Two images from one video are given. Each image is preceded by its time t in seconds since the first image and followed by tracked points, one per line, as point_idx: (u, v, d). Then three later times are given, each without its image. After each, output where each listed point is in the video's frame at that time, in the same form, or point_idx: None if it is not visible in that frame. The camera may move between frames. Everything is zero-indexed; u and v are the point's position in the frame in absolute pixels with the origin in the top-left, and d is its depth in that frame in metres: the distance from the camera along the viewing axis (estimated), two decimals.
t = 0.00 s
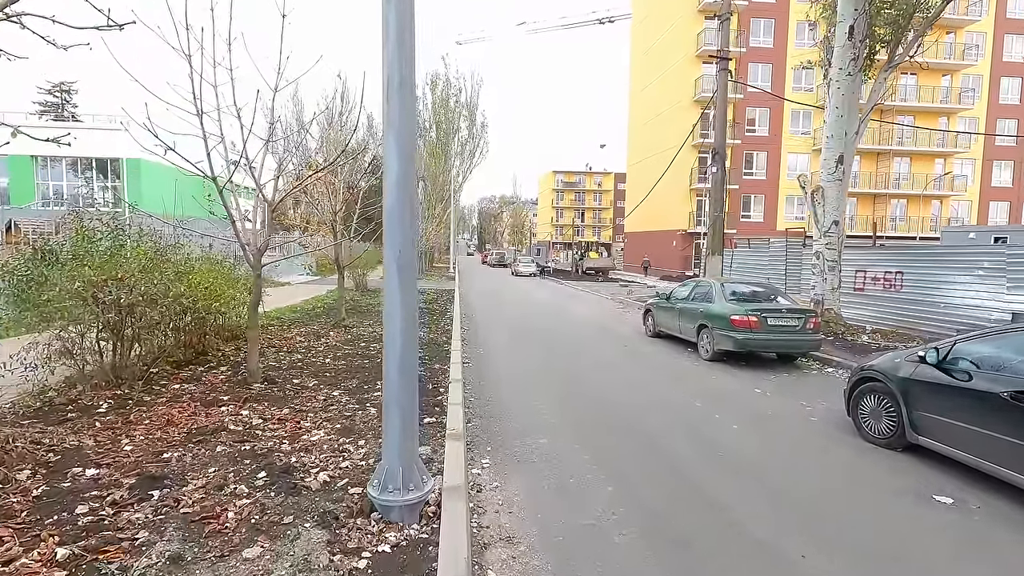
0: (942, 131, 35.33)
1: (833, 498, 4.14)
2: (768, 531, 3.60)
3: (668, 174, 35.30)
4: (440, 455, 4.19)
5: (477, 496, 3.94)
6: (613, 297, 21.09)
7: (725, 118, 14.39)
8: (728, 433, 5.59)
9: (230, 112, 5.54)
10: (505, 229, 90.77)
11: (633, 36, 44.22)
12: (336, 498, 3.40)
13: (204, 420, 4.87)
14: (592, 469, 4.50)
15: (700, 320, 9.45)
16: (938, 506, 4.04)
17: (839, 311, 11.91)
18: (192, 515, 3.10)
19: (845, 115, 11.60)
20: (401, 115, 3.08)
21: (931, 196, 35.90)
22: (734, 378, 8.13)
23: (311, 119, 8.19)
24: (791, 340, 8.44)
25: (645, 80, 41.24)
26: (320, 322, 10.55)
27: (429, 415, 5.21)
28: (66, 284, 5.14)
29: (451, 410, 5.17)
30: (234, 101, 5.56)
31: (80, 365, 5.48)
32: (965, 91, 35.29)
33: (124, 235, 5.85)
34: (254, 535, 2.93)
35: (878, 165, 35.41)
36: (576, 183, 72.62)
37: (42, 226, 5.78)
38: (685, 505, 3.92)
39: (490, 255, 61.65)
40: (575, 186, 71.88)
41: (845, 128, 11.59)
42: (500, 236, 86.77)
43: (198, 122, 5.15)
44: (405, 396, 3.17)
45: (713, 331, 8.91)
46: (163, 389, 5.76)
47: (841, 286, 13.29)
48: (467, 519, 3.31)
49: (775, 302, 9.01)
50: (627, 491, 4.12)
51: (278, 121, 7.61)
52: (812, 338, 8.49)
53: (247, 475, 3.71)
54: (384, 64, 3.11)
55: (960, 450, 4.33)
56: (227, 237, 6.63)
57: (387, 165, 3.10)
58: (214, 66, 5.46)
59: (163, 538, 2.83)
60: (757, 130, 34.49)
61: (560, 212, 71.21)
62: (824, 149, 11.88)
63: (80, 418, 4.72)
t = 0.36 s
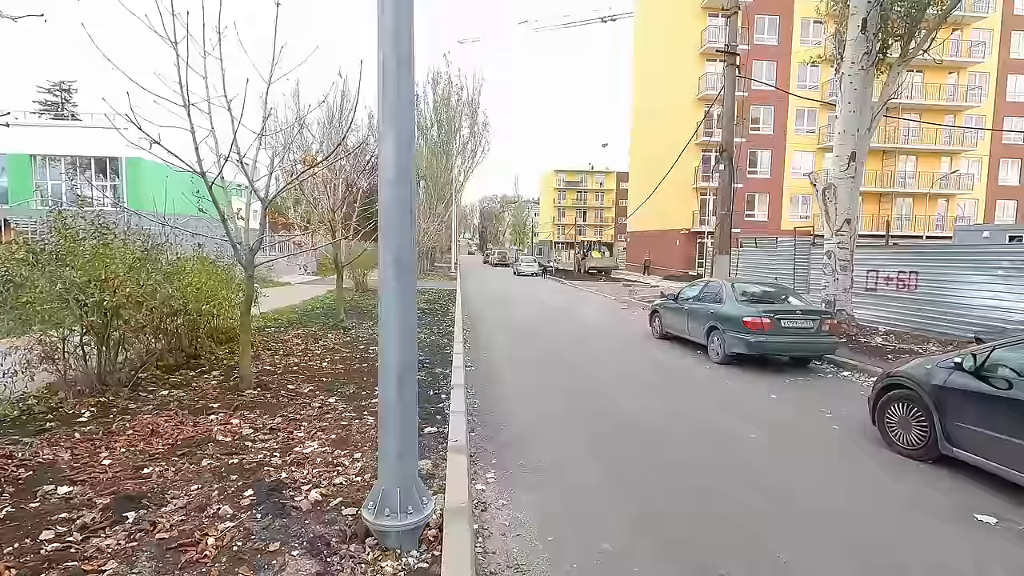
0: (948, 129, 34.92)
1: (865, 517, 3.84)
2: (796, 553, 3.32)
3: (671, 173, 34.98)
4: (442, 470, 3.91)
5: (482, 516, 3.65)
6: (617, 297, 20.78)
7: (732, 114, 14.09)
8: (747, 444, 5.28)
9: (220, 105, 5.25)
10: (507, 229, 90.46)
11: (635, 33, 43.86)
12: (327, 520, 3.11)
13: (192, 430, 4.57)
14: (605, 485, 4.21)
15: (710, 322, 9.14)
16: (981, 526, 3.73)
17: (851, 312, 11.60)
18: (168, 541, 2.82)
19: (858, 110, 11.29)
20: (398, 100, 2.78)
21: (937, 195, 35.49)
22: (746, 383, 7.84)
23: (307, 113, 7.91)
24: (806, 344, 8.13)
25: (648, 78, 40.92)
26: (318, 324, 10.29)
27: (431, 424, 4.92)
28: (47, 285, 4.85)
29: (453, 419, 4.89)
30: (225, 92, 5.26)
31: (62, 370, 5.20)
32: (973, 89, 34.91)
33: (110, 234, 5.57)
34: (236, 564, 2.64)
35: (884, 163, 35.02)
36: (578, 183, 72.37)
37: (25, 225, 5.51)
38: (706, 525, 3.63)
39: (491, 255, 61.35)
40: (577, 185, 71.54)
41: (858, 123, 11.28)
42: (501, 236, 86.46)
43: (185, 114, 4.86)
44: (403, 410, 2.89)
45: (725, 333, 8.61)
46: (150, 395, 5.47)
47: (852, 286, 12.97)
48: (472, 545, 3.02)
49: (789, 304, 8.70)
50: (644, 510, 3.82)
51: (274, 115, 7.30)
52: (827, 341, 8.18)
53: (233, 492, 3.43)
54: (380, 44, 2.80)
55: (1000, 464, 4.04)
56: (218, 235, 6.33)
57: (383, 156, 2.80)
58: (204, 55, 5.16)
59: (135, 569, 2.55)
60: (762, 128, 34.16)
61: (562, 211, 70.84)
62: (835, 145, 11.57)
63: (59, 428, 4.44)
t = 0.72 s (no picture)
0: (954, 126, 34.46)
1: (901, 538, 3.55)
2: None
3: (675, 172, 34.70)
4: (444, 486, 3.64)
5: (487, 538, 3.37)
6: (622, 297, 20.49)
7: (741, 110, 13.76)
8: (766, 455, 4.99)
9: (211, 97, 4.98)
10: (509, 228, 90.18)
11: (639, 31, 43.46)
12: (318, 546, 2.84)
13: (177, 442, 4.31)
14: (619, 501, 3.93)
15: (720, 324, 8.86)
16: None
17: (863, 314, 11.29)
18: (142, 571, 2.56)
19: (871, 106, 10.98)
20: (396, 85, 2.51)
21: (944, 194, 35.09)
22: (760, 387, 7.56)
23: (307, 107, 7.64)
24: (821, 347, 7.84)
25: (651, 77, 40.58)
26: (317, 325, 10.05)
27: (432, 433, 4.64)
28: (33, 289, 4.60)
29: (456, 428, 4.61)
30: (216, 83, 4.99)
31: (46, 376, 4.94)
32: (980, 87, 34.50)
33: (96, 234, 5.31)
34: None
35: (890, 162, 34.62)
36: (581, 182, 71.98)
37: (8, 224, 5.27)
38: (728, 547, 3.36)
39: (494, 254, 61.08)
40: (580, 183, 71.11)
41: (871, 119, 10.98)
42: (503, 235, 86.19)
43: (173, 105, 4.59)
44: (400, 425, 2.62)
45: (737, 336, 8.33)
46: (138, 402, 5.22)
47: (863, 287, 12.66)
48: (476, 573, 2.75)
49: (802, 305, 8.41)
50: (662, 529, 3.55)
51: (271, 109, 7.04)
52: (843, 344, 7.89)
53: (218, 513, 3.16)
54: (375, 25, 2.54)
55: None
56: (210, 235, 6.06)
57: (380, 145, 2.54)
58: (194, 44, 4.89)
59: None
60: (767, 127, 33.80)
61: (564, 211, 70.51)
62: (847, 141, 11.26)
63: (39, 439, 4.19)
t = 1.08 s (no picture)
0: (961, 125, 34.05)
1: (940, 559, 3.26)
2: None
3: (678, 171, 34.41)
4: (444, 504, 3.36)
5: (491, 562, 3.08)
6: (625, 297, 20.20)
7: (749, 106, 13.46)
8: (786, 466, 4.69)
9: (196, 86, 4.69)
10: (511, 227, 89.90)
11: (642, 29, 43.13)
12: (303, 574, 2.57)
13: (158, 453, 4.02)
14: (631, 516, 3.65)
15: (730, 325, 8.56)
16: None
17: (875, 315, 10.99)
18: None
19: (884, 101, 10.69)
20: (389, 58, 2.23)
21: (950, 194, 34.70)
22: (773, 392, 7.26)
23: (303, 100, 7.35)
24: (836, 350, 7.54)
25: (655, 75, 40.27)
26: (314, 326, 9.79)
27: (432, 443, 4.35)
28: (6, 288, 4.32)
29: (457, 438, 4.33)
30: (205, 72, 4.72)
31: (23, 382, 4.66)
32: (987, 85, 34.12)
33: (78, 232, 5.04)
34: None
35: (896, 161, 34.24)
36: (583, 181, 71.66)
37: None
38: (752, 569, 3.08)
39: (495, 254, 60.83)
40: (582, 183, 70.75)
41: (884, 115, 10.68)
42: (505, 234, 85.94)
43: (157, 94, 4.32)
44: (393, 441, 2.34)
45: (748, 338, 8.03)
46: (120, 408, 4.94)
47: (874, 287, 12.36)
48: None
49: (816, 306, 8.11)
50: (679, 549, 3.27)
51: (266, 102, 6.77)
52: (859, 346, 7.59)
53: (194, 535, 2.88)
54: None
55: None
56: (199, 232, 5.78)
57: (370, 127, 2.25)
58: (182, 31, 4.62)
59: None
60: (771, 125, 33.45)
61: (566, 210, 70.21)
62: (860, 138, 10.99)
63: (11, 450, 3.91)
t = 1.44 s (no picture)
0: (969, 122, 33.61)
1: None
2: None
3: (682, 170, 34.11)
4: (442, 527, 3.09)
5: None
6: (629, 298, 19.90)
7: (758, 103, 13.16)
8: (807, 481, 4.40)
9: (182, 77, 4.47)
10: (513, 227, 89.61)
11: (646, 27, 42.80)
12: None
13: (137, 470, 3.74)
14: (645, 540, 3.35)
15: (742, 328, 8.26)
16: None
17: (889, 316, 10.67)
18: None
19: (897, 97, 10.37)
20: (377, 34, 1.95)
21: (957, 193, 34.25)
22: (787, 398, 6.97)
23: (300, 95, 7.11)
24: (853, 354, 7.24)
25: (658, 73, 39.91)
26: (312, 328, 9.55)
27: (431, 458, 4.06)
28: None
29: (457, 452, 4.06)
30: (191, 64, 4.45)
31: None
32: (996, 83, 33.66)
33: (58, 235, 4.76)
34: None
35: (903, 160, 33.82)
36: (586, 180, 71.24)
37: None
38: None
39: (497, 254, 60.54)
40: (584, 182, 70.42)
41: (897, 112, 10.38)
42: (507, 234, 85.71)
43: (138, 86, 4.05)
44: (383, 467, 2.07)
45: (760, 342, 7.74)
46: (101, 419, 4.67)
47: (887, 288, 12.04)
48: None
49: (831, 309, 7.81)
50: None
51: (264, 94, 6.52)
52: (876, 351, 7.29)
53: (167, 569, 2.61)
54: None
55: None
56: (187, 232, 5.49)
57: (356, 114, 1.98)
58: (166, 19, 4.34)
59: None
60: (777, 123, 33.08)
61: (569, 210, 69.91)
62: (872, 135, 10.69)
63: None
